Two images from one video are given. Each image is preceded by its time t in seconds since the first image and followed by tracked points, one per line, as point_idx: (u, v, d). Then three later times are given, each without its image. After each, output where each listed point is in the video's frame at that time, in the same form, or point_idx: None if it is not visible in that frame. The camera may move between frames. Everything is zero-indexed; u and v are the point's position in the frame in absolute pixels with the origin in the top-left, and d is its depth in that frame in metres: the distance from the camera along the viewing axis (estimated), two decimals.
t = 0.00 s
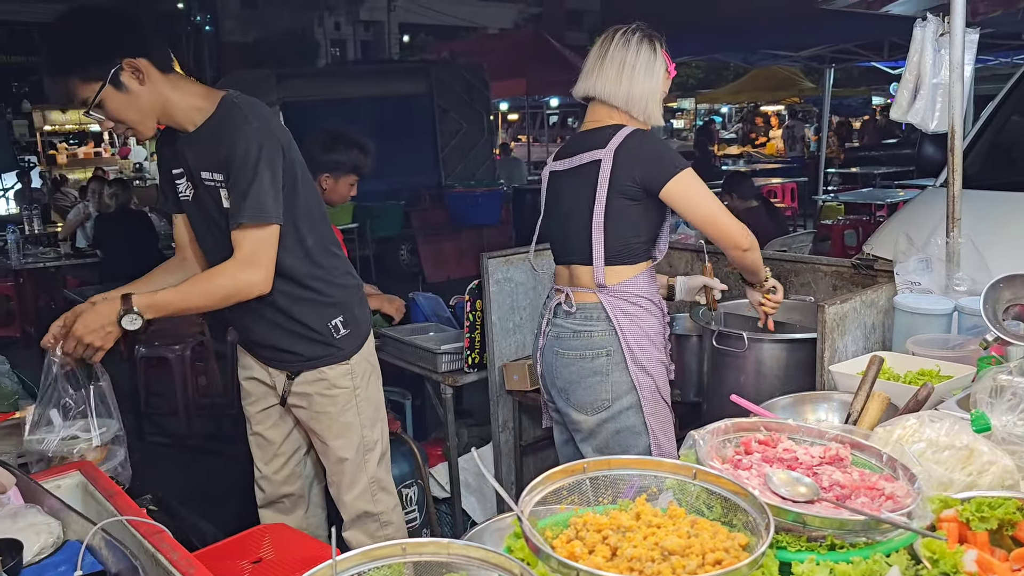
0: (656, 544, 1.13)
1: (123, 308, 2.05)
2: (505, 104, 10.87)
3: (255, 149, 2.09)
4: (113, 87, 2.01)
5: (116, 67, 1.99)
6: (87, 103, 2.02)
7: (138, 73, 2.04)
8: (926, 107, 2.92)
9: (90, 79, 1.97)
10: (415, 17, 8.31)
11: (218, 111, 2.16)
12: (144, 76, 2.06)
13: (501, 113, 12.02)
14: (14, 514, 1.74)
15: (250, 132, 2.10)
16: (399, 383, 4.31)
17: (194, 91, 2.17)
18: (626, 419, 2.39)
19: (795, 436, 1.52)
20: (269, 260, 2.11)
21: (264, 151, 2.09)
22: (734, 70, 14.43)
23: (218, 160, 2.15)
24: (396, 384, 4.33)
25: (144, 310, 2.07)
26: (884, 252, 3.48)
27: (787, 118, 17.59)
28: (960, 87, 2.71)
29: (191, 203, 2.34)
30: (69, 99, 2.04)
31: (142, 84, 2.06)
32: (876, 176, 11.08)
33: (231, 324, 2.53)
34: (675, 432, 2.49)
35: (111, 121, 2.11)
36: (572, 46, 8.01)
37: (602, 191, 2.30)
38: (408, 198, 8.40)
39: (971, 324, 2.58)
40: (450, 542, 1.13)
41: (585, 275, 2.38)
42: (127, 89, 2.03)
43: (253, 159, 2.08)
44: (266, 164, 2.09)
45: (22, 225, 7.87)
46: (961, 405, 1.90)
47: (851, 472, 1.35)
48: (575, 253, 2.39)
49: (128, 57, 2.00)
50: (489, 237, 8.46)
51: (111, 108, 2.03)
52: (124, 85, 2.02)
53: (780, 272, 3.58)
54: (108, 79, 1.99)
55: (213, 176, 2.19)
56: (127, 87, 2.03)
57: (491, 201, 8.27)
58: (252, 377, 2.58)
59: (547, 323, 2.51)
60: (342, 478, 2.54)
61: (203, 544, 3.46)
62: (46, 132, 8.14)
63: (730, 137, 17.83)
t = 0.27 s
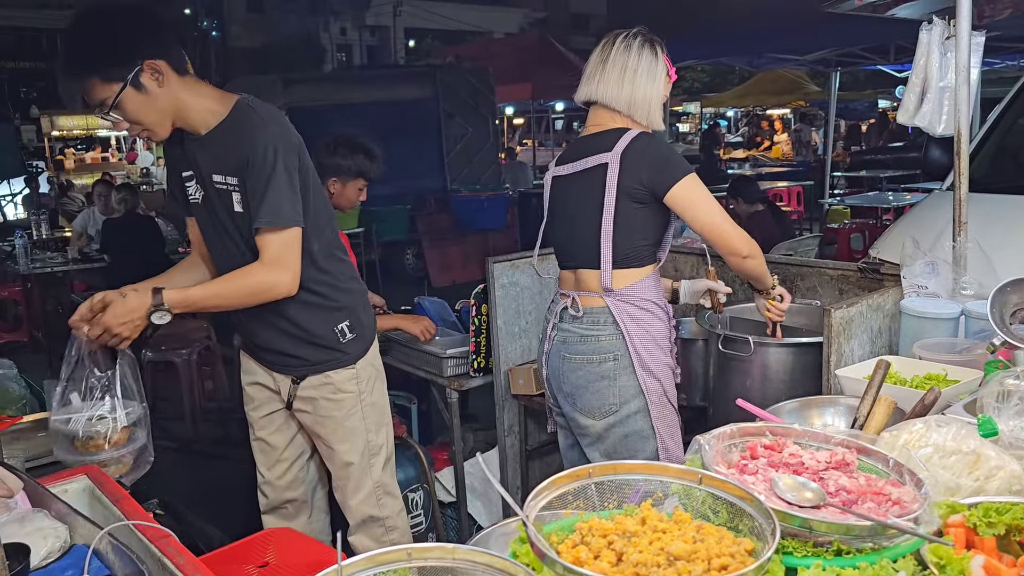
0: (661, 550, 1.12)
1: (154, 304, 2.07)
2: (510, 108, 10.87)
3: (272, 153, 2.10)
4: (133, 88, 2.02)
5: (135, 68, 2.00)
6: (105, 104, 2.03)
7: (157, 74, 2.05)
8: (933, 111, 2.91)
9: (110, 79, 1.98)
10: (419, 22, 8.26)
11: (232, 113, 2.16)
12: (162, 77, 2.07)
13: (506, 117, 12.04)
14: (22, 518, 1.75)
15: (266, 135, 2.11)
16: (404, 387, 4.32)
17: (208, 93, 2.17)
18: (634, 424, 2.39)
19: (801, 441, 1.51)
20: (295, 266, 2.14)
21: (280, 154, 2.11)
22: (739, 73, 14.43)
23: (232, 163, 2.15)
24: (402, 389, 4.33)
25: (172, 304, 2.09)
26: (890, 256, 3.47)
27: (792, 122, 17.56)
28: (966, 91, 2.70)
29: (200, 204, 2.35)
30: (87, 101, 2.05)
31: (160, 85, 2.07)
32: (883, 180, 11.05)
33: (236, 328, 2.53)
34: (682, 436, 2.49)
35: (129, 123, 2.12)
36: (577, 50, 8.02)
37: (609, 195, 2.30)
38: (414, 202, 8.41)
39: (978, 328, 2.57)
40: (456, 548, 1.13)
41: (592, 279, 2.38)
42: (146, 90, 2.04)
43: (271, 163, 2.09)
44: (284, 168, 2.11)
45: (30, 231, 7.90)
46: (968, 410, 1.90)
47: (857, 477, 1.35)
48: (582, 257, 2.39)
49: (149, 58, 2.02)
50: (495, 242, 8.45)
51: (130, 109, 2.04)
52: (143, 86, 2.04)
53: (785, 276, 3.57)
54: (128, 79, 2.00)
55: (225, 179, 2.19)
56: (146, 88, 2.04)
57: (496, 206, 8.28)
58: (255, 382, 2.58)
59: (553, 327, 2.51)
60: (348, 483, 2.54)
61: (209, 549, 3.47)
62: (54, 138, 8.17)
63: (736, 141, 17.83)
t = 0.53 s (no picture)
0: (664, 554, 1.12)
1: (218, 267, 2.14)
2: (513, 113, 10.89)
3: (310, 149, 2.21)
4: (168, 85, 2.08)
5: (171, 66, 2.06)
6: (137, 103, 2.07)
7: (189, 71, 2.11)
8: (932, 116, 2.91)
9: (146, 76, 2.03)
10: (421, 27, 8.30)
11: (256, 111, 2.24)
12: (191, 74, 2.13)
13: (509, 122, 12.05)
14: (25, 522, 1.75)
15: (302, 133, 2.21)
16: (407, 391, 4.32)
17: (228, 90, 2.24)
18: (635, 428, 2.39)
19: (804, 444, 1.51)
20: (342, 259, 2.26)
21: (316, 151, 2.22)
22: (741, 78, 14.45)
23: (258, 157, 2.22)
24: (404, 392, 4.33)
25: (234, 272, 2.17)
26: (892, 260, 3.47)
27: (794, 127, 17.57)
28: (967, 96, 2.71)
29: (205, 203, 2.38)
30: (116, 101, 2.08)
31: (189, 82, 2.13)
32: (885, 185, 11.05)
33: (240, 330, 2.54)
34: (683, 440, 2.49)
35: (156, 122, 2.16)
36: (579, 55, 8.03)
37: (610, 200, 2.30)
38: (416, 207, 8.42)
39: (980, 332, 2.57)
40: (459, 551, 1.13)
41: (594, 284, 2.38)
42: (178, 87, 2.10)
43: (309, 160, 2.20)
44: (316, 163, 2.21)
45: (33, 235, 7.92)
46: (971, 414, 1.90)
47: (860, 481, 1.35)
48: (583, 262, 2.39)
49: (183, 55, 2.08)
50: (497, 246, 8.45)
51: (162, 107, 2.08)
52: (177, 83, 2.10)
53: (788, 281, 3.57)
54: (164, 76, 2.06)
55: (247, 176, 2.25)
56: (179, 84, 2.10)
57: (499, 210, 8.29)
58: (261, 386, 2.56)
59: (554, 332, 2.51)
60: (364, 476, 2.53)
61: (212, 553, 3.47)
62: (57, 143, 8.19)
63: (738, 146, 17.84)
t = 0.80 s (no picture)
0: (661, 559, 1.12)
1: (267, 241, 2.16)
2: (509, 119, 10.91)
3: (361, 148, 2.33)
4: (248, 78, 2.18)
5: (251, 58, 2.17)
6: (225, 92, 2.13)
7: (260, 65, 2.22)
8: (932, 121, 2.92)
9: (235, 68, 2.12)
10: (417, 32, 8.32)
11: (303, 109, 2.32)
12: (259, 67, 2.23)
13: (504, 127, 12.07)
14: (18, 528, 1.74)
15: (353, 132, 2.33)
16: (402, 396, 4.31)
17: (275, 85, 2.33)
18: (632, 434, 2.39)
19: (800, 449, 1.51)
20: (383, 251, 2.37)
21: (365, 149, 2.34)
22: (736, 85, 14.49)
23: (307, 153, 2.30)
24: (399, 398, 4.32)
25: (286, 250, 2.20)
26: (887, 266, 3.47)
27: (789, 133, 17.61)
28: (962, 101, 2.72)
29: (228, 200, 2.38)
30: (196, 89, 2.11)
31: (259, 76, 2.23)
32: (880, 191, 11.07)
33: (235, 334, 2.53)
34: (679, 446, 2.49)
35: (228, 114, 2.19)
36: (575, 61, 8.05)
37: (605, 205, 2.30)
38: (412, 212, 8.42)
39: (975, 337, 2.58)
40: (454, 556, 1.13)
41: (590, 288, 2.38)
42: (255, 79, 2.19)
43: (361, 157, 2.32)
44: (367, 161, 2.33)
45: (28, 241, 7.90)
46: (967, 419, 1.90)
47: (856, 486, 1.35)
48: (579, 267, 2.39)
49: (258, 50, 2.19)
50: (493, 251, 8.45)
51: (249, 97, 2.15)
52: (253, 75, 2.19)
53: (784, 286, 3.58)
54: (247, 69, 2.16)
55: (290, 171, 2.31)
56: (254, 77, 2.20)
57: (494, 216, 8.29)
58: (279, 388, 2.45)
59: (549, 337, 2.51)
60: (389, 473, 2.52)
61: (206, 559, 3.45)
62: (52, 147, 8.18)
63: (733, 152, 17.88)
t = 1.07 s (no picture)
0: (651, 562, 1.12)
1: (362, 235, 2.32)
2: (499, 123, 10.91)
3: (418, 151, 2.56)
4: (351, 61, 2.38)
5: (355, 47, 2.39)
6: (349, 59, 2.33)
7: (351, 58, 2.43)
8: (915, 126, 2.93)
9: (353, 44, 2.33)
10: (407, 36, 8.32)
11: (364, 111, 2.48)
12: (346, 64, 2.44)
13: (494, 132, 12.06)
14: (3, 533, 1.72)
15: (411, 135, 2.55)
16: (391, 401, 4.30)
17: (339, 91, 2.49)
18: (622, 438, 2.39)
19: (789, 453, 1.51)
20: (429, 247, 2.62)
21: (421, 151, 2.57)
22: (725, 90, 14.55)
23: (375, 151, 2.46)
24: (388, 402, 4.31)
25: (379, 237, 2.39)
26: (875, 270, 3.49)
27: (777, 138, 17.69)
28: (949, 107, 2.74)
29: (286, 198, 2.42)
30: (319, 47, 2.29)
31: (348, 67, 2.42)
32: (868, 196, 11.12)
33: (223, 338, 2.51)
34: (669, 450, 2.49)
35: (337, 86, 2.32)
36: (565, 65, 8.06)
37: (595, 210, 2.30)
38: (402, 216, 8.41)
39: (963, 341, 2.59)
40: (444, 560, 1.13)
41: (579, 293, 2.38)
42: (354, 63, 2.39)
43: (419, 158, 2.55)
44: (423, 163, 2.56)
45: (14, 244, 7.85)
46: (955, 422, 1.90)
47: (846, 489, 1.35)
48: (568, 271, 2.39)
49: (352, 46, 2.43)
50: (483, 256, 8.44)
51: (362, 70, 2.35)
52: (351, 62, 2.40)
53: (772, 290, 3.59)
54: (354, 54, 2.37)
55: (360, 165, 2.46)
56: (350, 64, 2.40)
57: (484, 220, 8.29)
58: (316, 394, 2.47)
59: (539, 341, 2.51)
60: (417, 474, 2.64)
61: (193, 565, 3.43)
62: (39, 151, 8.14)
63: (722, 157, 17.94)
